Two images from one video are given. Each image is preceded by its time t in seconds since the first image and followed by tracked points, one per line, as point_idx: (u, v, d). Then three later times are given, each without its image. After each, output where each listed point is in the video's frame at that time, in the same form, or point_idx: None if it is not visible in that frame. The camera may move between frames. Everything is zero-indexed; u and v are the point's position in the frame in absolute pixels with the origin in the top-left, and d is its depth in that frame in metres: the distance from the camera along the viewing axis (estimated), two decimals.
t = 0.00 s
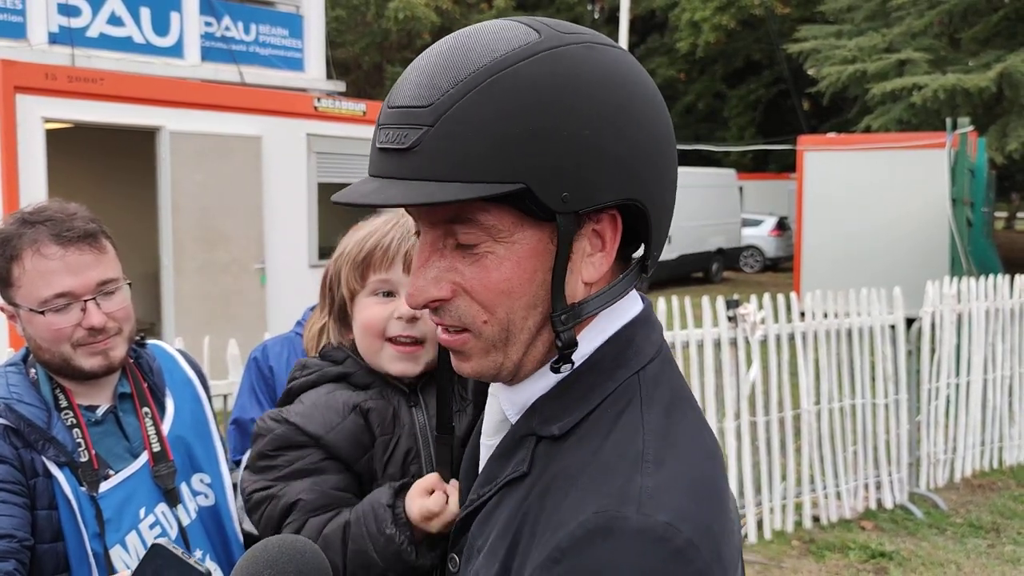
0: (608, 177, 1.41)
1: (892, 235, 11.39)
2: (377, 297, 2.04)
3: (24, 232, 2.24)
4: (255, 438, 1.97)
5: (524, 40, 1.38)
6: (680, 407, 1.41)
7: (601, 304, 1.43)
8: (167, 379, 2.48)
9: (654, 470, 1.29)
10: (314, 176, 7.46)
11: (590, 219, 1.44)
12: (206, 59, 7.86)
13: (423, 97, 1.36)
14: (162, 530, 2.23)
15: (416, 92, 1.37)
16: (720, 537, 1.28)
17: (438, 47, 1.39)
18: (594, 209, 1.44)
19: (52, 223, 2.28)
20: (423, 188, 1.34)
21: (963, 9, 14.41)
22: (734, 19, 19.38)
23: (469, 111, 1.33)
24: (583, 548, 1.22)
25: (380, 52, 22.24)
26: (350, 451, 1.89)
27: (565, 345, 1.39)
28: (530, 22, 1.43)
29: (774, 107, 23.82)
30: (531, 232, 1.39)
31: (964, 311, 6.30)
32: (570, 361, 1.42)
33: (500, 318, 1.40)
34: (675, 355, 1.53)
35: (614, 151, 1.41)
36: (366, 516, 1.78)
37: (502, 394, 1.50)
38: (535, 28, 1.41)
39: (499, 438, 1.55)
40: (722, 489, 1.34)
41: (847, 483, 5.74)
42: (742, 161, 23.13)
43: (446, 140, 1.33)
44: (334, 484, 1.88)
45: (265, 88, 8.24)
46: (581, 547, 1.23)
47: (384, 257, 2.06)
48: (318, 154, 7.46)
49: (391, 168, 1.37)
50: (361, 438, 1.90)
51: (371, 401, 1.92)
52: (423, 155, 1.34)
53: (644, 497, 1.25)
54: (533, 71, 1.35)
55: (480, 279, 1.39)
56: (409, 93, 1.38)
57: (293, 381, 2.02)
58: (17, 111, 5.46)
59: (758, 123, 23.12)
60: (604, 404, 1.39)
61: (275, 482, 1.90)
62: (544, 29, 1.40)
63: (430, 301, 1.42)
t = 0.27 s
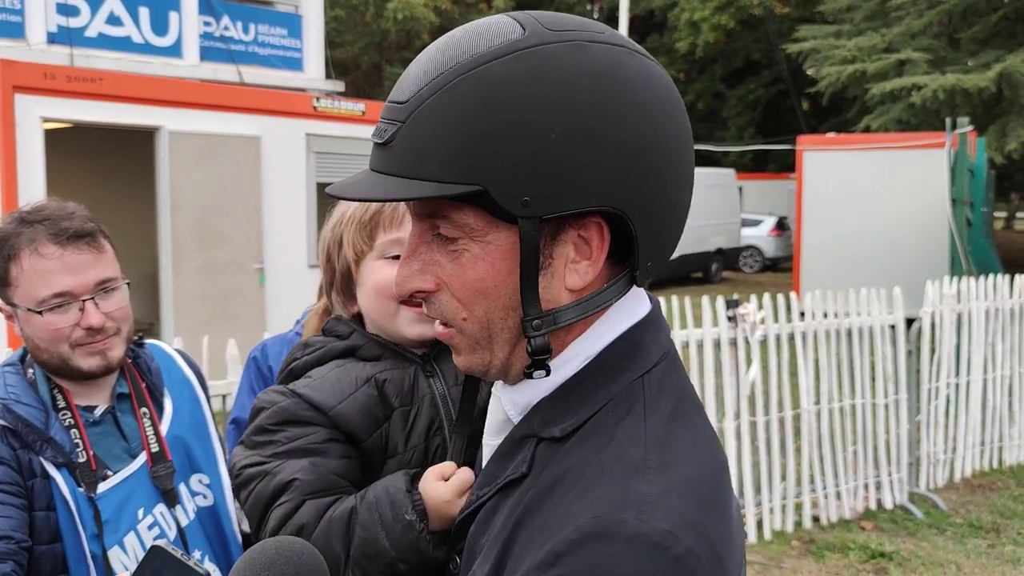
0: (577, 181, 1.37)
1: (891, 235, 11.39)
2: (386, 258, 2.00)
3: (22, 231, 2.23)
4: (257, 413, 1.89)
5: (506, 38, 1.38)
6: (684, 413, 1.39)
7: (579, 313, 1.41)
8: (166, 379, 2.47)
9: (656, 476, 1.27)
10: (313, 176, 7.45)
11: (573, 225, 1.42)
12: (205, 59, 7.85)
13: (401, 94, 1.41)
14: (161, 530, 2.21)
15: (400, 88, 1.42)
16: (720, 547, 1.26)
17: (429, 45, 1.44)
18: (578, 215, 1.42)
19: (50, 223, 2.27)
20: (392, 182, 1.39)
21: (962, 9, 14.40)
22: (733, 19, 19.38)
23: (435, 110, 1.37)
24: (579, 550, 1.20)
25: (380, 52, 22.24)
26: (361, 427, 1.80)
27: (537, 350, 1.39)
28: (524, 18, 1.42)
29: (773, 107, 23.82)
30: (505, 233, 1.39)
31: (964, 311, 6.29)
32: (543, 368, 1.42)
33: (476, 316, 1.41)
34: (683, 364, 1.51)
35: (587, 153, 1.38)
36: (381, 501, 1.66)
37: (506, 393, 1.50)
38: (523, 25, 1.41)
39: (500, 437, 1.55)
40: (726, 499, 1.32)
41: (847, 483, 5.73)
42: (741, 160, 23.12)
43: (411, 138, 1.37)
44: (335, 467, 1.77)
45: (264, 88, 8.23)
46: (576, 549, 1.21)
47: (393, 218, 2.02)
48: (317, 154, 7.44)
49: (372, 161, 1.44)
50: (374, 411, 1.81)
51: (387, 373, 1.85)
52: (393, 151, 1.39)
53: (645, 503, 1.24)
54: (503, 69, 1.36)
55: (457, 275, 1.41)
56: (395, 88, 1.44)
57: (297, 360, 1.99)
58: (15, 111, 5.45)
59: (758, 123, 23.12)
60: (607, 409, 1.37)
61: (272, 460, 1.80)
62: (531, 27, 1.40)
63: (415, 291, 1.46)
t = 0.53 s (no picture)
0: (588, 184, 1.44)
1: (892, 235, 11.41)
2: (369, 292, 1.92)
3: (21, 230, 2.22)
4: (228, 439, 1.87)
5: (540, 39, 1.46)
6: (731, 408, 1.46)
7: (597, 315, 1.48)
8: (167, 378, 2.47)
9: (722, 470, 1.33)
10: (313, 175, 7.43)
11: (599, 229, 1.49)
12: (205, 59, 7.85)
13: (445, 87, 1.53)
14: (162, 529, 2.21)
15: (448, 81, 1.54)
16: (779, 537, 1.32)
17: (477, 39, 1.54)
18: (603, 223, 1.49)
19: (48, 221, 2.26)
20: (428, 174, 1.50)
21: (962, 9, 14.41)
22: (733, 19, 19.36)
23: (467, 106, 1.48)
24: (660, 544, 1.24)
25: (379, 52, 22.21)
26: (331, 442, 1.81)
27: (551, 346, 1.48)
28: (568, 18, 1.48)
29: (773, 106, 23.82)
30: (528, 230, 1.48)
31: (964, 311, 6.28)
32: (557, 366, 1.50)
33: (500, 306, 1.52)
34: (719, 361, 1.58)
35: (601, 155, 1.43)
36: (330, 461, 1.66)
37: (547, 383, 1.54)
38: (563, 25, 1.46)
39: (539, 428, 1.57)
40: (776, 491, 1.38)
41: (847, 483, 5.73)
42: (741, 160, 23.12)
43: (446, 131, 1.49)
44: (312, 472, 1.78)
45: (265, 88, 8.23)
46: (657, 544, 1.25)
47: (378, 250, 1.91)
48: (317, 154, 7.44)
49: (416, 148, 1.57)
50: (344, 427, 1.83)
51: (357, 393, 1.86)
52: (429, 141, 1.52)
53: (717, 496, 1.28)
54: (532, 69, 1.43)
55: (485, 265, 1.51)
56: (445, 79, 1.55)
57: (269, 380, 1.94)
58: (15, 111, 5.45)
59: (758, 123, 23.12)
60: (660, 403, 1.43)
61: (247, 478, 1.79)
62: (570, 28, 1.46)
63: (450, 276, 1.57)
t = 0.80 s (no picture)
0: (639, 181, 1.44)
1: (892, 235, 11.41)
2: (362, 307, 1.88)
3: (21, 232, 2.23)
4: (223, 468, 1.77)
5: (574, 37, 1.43)
6: (727, 405, 1.47)
7: (629, 310, 1.47)
8: (166, 379, 2.47)
9: (723, 468, 1.33)
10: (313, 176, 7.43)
11: (625, 225, 1.49)
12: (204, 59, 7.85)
13: (466, 86, 1.45)
14: (162, 531, 2.22)
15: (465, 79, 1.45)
16: (780, 531, 1.34)
17: (491, 40, 1.47)
18: (631, 217, 1.49)
19: (49, 224, 2.27)
20: (454, 174, 1.42)
21: (961, 10, 14.43)
22: (731, 20, 19.39)
23: (505, 103, 1.41)
24: (667, 546, 1.26)
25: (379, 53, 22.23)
26: (339, 471, 1.74)
27: (586, 346, 1.44)
28: (586, 17, 1.47)
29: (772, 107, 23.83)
30: (562, 229, 1.44)
31: (963, 312, 6.29)
32: (589, 364, 1.46)
33: (522, 309, 1.46)
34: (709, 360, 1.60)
35: (648, 151, 1.45)
36: (356, 493, 1.58)
37: (544, 389, 1.52)
38: (591, 24, 1.46)
39: (536, 434, 1.54)
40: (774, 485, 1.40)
41: (846, 483, 5.74)
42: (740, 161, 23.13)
43: (480, 131, 1.41)
44: (325, 498, 1.72)
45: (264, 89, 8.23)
46: (665, 545, 1.26)
47: (368, 263, 1.88)
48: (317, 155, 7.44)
49: (430, 151, 1.47)
50: (352, 453, 1.76)
51: (362, 415, 1.80)
52: (456, 142, 1.43)
53: (721, 495, 1.29)
54: (575, 66, 1.40)
55: (508, 267, 1.45)
56: (458, 79, 1.47)
57: (259, 404, 1.86)
58: (15, 111, 5.45)
59: (757, 124, 23.14)
60: (659, 402, 1.44)
61: (254, 509, 1.71)
62: (598, 26, 1.45)
63: (461, 283, 1.49)
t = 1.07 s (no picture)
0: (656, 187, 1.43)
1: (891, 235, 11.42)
2: (346, 321, 1.88)
3: (21, 231, 2.23)
4: (216, 486, 1.79)
5: (584, 41, 1.39)
6: (717, 405, 1.45)
7: (641, 311, 1.44)
8: (167, 378, 2.47)
9: (711, 469, 1.32)
10: (313, 176, 7.43)
11: (633, 229, 1.46)
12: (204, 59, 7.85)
13: (479, 93, 1.37)
14: (163, 530, 2.22)
15: (472, 86, 1.38)
16: (769, 532, 1.32)
17: (490, 44, 1.40)
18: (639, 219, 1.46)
19: (49, 223, 2.27)
20: (471, 185, 1.35)
21: (960, 10, 14.44)
22: (730, 20, 19.40)
23: (527, 109, 1.35)
24: (653, 547, 1.24)
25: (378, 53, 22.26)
26: (325, 488, 1.74)
27: (603, 351, 1.40)
28: (587, 21, 1.45)
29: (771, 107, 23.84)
30: (578, 235, 1.40)
31: (962, 312, 6.30)
32: (605, 368, 1.43)
33: (534, 319, 1.41)
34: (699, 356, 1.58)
35: (664, 157, 1.44)
36: (336, 517, 1.60)
37: (534, 393, 1.52)
38: (595, 28, 1.43)
39: (529, 437, 1.56)
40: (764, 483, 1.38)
41: (846, 483, 5.74)
42: (739, 161, 23.13)
43: (503, 138, 1.34)
44: (311, 517, 1.72)
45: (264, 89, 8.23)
46: (650, 548, 1.25)
47: (350, 278, 1.87)
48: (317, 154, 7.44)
49: (442, 162, 1.38)
50: (336, 471, 1.76)
51: (348, 429, 1.80)
52: (475, 151, 1.35)
53: (706, 496, 1.28)
54: (594, 70, 1.37)
55: (519, 278, 1.40)
56: (462, 85, 1.39)
57: (250, 419, 1.88)
58: (14, 111, 5.45)
59: (756, 124, 23.14)
60: (647, 403, 1.42)
61: (244, 528, 1.72)
62: (603, 31, 1.42)
63: (466, 297, 1.43)
